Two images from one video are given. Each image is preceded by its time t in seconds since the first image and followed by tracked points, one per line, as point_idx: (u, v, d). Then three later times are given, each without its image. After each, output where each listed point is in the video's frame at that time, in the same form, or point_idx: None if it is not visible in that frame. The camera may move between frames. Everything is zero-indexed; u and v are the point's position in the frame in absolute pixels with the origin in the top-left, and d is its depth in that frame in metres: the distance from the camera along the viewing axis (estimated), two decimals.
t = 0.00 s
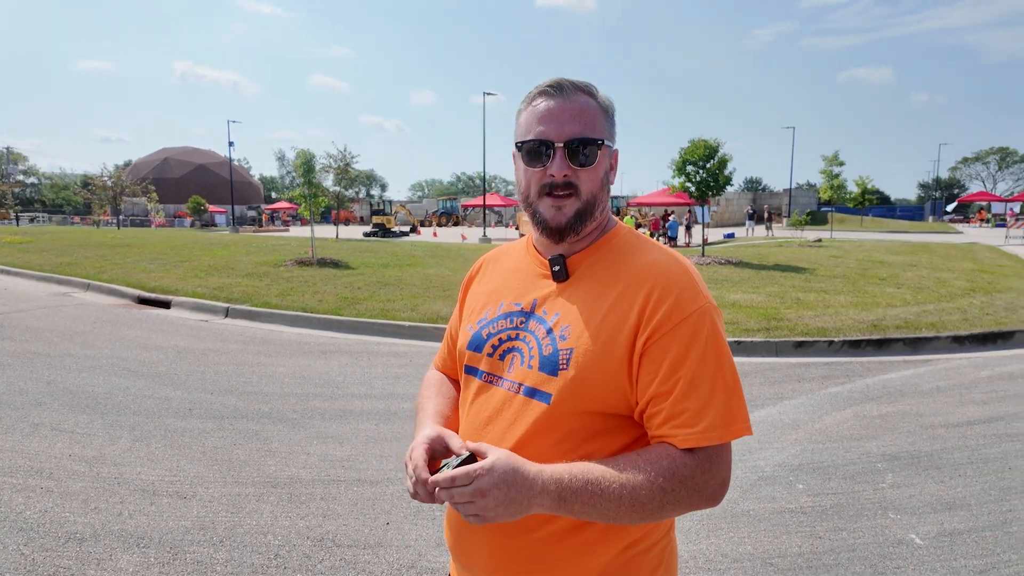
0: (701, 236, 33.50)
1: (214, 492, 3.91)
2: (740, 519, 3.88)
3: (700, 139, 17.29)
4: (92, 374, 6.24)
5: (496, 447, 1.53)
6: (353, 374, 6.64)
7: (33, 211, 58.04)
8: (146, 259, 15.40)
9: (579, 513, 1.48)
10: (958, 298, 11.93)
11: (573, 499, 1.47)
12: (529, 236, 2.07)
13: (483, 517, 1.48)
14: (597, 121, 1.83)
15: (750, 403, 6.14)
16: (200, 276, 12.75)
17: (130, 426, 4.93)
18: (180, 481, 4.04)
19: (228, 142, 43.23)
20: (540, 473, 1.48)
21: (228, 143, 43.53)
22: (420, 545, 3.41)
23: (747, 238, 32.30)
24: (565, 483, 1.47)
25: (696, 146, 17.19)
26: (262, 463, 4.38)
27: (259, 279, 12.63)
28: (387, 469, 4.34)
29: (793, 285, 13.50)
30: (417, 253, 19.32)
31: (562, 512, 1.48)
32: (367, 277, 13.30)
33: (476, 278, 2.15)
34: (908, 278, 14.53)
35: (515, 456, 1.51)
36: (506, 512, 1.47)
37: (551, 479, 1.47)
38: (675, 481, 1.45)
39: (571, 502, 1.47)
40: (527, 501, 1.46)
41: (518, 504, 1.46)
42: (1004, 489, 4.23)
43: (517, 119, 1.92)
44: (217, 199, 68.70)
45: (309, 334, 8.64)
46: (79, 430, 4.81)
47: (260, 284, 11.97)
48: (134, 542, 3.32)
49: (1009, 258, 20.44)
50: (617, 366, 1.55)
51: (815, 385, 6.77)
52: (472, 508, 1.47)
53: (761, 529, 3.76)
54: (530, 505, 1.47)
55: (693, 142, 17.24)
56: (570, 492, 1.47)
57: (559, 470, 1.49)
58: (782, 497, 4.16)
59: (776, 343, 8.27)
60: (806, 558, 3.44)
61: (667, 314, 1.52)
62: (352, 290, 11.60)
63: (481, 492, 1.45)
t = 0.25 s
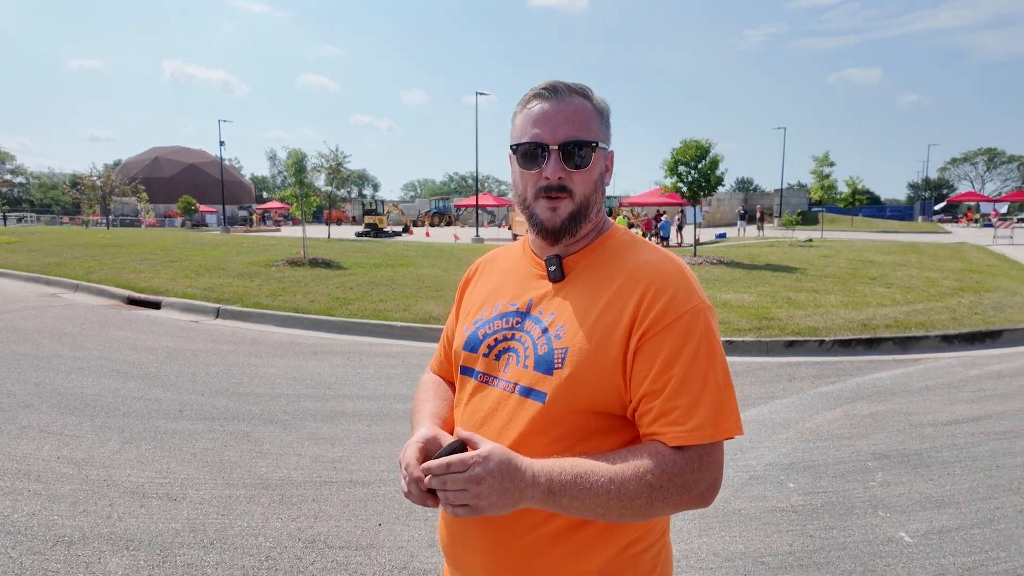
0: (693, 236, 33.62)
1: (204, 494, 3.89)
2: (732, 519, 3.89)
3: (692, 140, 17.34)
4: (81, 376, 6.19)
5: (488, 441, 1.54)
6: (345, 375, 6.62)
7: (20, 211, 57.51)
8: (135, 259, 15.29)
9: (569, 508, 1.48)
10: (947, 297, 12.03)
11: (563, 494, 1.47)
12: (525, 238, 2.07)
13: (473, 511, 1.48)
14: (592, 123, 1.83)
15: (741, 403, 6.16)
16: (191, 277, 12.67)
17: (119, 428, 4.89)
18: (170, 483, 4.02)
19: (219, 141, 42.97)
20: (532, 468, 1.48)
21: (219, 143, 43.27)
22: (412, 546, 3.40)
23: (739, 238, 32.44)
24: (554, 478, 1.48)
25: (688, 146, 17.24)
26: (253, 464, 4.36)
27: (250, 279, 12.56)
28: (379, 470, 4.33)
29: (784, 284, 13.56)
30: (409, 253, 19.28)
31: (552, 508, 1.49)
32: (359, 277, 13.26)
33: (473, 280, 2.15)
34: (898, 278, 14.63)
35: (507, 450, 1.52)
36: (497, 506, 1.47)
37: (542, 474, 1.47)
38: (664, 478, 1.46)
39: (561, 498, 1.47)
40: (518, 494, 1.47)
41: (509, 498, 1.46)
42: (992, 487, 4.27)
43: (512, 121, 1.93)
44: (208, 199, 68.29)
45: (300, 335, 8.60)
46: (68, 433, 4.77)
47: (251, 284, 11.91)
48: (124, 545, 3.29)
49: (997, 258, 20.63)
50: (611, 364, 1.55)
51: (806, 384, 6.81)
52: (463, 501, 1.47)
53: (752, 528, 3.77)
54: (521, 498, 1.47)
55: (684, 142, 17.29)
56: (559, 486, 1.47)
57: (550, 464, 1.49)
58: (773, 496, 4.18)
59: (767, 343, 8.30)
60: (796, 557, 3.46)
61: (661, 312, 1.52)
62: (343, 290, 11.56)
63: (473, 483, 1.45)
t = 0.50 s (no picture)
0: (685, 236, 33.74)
1: (194, 496, 3.86)
2: (723, 517, 3.90)
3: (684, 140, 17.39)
4: (69, 377, 6.13)
5: (476, 438, 1.54)
6: (336, 375, 6.59)
7: (8, 211, 56.97)
8: (125, 259, 15.17)
9: (555, 506, 1.48)
10: (935, 296, 12.12)
11: (548, 492, 1.47)
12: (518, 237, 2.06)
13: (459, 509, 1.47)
14: (585, 122, 1.82)
15: (733, 402, 6.18)
16: (181, 277, 12.59)
17: (107, 429, 4.84)
18: (159, 485, 3.98)
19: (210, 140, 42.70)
20: (518, 466, 1.48)
21: (210, 142, 43.02)
22: (404, 546, 3.39)
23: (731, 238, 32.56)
24: (540, 475, 1.48)
25: (680, 146, 17.29)
26: (243, 465, 4.33)
27: (241, 279, 12.50)
28: (370, 471, 4.31)
29: (775, 284, 13.62)
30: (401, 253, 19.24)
31: (538, 505, 1.49)
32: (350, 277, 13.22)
33: (466, 278, 2.14)
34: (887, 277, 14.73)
35: (495, 448, 1.51)
36: (483, 503, 1.47)
37: (527, 472, 1.47)
38: (649, 477, 1.45)
39: (546, 495, 1.47)
40: (503, 491, 1.47)
41: (495, 495, 1.46)
42: (980, 484, 4.31)
43: (505, 119, 1.92)
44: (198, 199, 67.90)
45: (292, 335, 8.56)
46: (55, 434, 4.72)
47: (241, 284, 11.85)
48: (112, 547, 3.26)
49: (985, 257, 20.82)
50: (601, 363, 1.55)
51: (797, 382, 6.84)
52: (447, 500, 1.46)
53: (743, 526, 3.78)
54: (506, 496, 1.47)
55: (676, 142, 17.34)
56: (544, 484, 1.47)
57: (536, 462, 1.49)
58: (764, 494, 4.19)
59: (758, 342, 8.34)
60: (787, 554, 3.47)
61: (650, 310, 1.52)
62: (335, 290, 11.52)
63: (459, 480, 1.45)
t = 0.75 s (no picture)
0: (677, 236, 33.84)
1: (184, 498, 3.83)
2: (715, 516, 3.91)
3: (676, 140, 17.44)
4: (58, 379, 6.07)
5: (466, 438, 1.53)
6: (328, 376, 6.57)
7: None
8: (115, 260, 15.06)
9: (545, 507, 1.48)
10: (926, 296, 12.21)
11: (538, 494, 1.47)
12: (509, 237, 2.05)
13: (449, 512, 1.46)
14: (574, 122, 1.82)
15: (725, 401, 6.20)
16: (172, 278, 12.51)
17: (97, 431, 4.80)
18: (149, 487, 3.95)
19: (201, 140, 42.46)
20: (508, 468, 1.47)
21: (201, 141, 42.78)
22: (397, 548, 3.37)
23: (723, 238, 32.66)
24: (529, 477, 1.47)
25: (672, 146, 17.33)
26: (234, 467, 4.30)
27: (232, 279, 12.44)
28: (363, 472, 4.30)
29: (767, 284, 13.69)
30: (393, 253, 19.20)
31: (528, 507, 1.48)
32: (343, 277, 13.18)
33: (458, 279, 2.13)
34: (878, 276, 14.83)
35: (486, 449, 1.50)
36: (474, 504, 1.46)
37: (517, 474, 1.47)
38: (638, 477, 1.45)
39: (536, 497, 1.47)
40: (493, 494, 1.46)
41: (486, 497, 1.45)
42: (969, 482, 4.34)
43: (494, 119, 1.92)
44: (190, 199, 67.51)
45: (284, 336, 8.52)
46: (43, 437, 4.68)
47: (233, 285, 11.79)
48: (101, 551, 3.23)
49: (974, 257, 21.00)
50: (591, 363, 1.55)
51: (789, 382, 6.87)
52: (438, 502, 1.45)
53: (735, 525, 3.79)
54: (497, 498, 1.46)
55: (668, 142, 17.39)
56: (534, 486, 1.46)
57: (525, 463, 1.49)
58: (756, 494, 4.21)
59: (750, 341, 8.37)
60: (779, 553, 3.48)
61: (639, 310, 1.52)
62: (327, 291, 11.48)
63: (449, 483, 1.43)
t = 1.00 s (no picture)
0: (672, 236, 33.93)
1: (178, 499, 3.82)
2: (710, 516, 3.92)
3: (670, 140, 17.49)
4: (50, 380, 6.03)
5: (458, 444, 1.54)
6: (323, 377, 6.55)
7: None
8: (107, 260, 14.98)
9: (536, 509, 1.48)
10: (918, 295, 12.28)
11: (530, 495, 1.48)
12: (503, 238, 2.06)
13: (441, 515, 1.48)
14: (569, 124, 1.82)
15: (719, 401, 6.22)
16: (165, 278, 12.45)
17: (90, 433, 4.78)
18: (143, 489, 3.93)
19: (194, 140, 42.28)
20: (500, 470, 1.48)
21: (195, 141, 42.60)
22: (392, 549, 3.37)
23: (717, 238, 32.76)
24: (521, 479, 1.48)
25: (666, 146, 17.37)
26: (228, 468, 4.29)
27: (226, 280, 12.39)
28: (358, 473, 4.29)
29: (761, 284, 13.74)
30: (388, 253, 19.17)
31: (520, 509, 1.49)
32: (337, 278, 13.15)
33: (451, 280, 2.13)
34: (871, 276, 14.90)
35: (477, 453, 1.52)
36: (465, 506, 1.48)
37: (508, 477, 1.48)
38: (630, 477, 1.46)
39: (528, 499, 1.48)
40: (485, 496, 1.48)
41: (477, 500, 1.47)
42: (961, 481, 4.37)
43: (490, 120, 1.92)
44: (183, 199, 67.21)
45: (278, 336, 8.49)
46: (35, 438, 4.65)
47: (226, 285, 11.75)
48: (94, 553, 3.21)
49: (965, 257, 21.15)
50: (584, 364, 1.55)
51: (782, 381, 6.91)
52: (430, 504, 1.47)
53: (729, 525, 3.80)
54: (488, 500, 1.48)
55: (663, 143, 17.43)
56: (526, 487, 1.47)
57: (517, 465, 1.49)
58: (750, 493, 4.22)
59: (744, 341, 8.40)
60: (773, 552, 3.50)
61: (631, 311, 1.52)
62: (322, 291, 11.46)
63: (439, 486, 1.47)
